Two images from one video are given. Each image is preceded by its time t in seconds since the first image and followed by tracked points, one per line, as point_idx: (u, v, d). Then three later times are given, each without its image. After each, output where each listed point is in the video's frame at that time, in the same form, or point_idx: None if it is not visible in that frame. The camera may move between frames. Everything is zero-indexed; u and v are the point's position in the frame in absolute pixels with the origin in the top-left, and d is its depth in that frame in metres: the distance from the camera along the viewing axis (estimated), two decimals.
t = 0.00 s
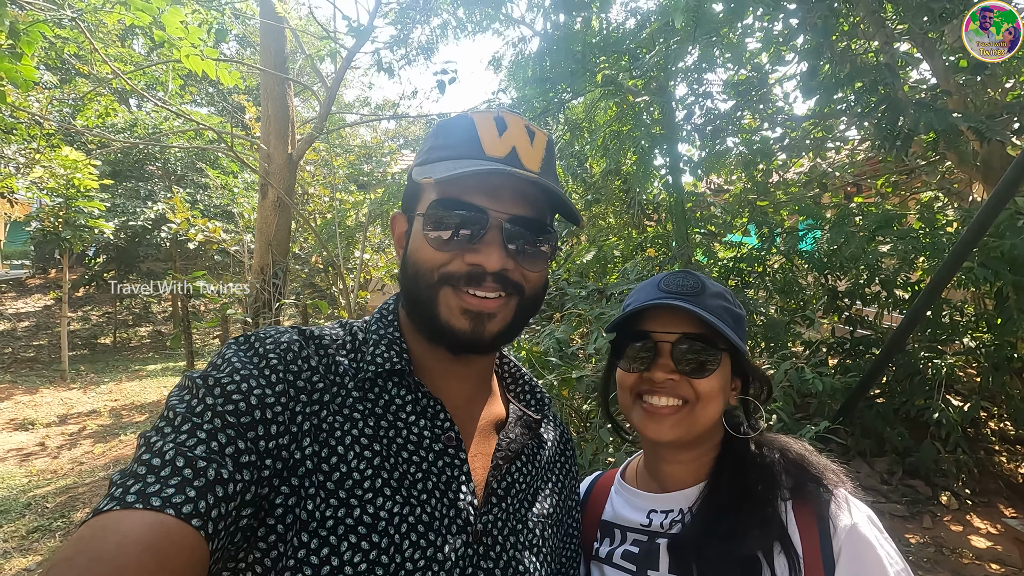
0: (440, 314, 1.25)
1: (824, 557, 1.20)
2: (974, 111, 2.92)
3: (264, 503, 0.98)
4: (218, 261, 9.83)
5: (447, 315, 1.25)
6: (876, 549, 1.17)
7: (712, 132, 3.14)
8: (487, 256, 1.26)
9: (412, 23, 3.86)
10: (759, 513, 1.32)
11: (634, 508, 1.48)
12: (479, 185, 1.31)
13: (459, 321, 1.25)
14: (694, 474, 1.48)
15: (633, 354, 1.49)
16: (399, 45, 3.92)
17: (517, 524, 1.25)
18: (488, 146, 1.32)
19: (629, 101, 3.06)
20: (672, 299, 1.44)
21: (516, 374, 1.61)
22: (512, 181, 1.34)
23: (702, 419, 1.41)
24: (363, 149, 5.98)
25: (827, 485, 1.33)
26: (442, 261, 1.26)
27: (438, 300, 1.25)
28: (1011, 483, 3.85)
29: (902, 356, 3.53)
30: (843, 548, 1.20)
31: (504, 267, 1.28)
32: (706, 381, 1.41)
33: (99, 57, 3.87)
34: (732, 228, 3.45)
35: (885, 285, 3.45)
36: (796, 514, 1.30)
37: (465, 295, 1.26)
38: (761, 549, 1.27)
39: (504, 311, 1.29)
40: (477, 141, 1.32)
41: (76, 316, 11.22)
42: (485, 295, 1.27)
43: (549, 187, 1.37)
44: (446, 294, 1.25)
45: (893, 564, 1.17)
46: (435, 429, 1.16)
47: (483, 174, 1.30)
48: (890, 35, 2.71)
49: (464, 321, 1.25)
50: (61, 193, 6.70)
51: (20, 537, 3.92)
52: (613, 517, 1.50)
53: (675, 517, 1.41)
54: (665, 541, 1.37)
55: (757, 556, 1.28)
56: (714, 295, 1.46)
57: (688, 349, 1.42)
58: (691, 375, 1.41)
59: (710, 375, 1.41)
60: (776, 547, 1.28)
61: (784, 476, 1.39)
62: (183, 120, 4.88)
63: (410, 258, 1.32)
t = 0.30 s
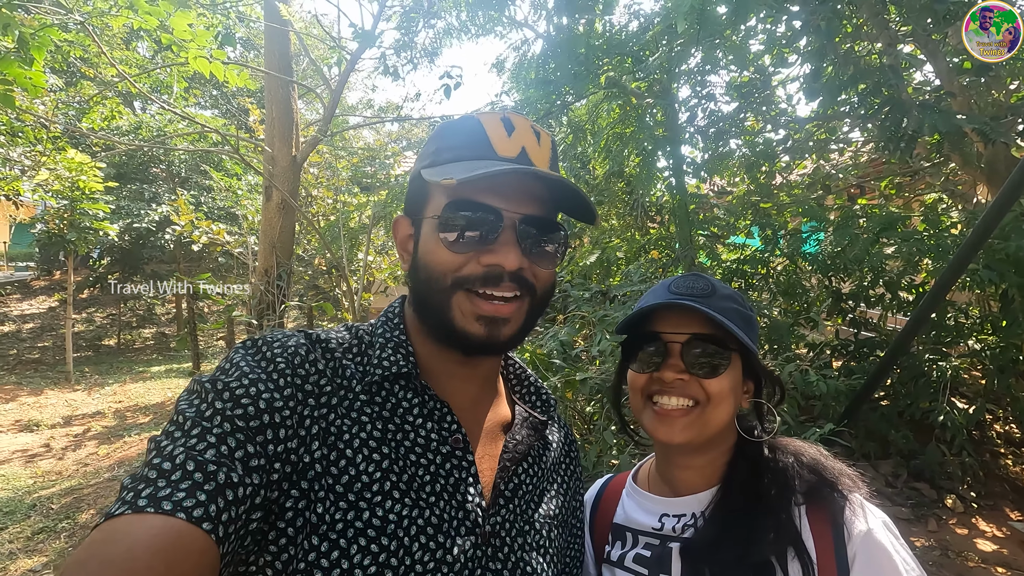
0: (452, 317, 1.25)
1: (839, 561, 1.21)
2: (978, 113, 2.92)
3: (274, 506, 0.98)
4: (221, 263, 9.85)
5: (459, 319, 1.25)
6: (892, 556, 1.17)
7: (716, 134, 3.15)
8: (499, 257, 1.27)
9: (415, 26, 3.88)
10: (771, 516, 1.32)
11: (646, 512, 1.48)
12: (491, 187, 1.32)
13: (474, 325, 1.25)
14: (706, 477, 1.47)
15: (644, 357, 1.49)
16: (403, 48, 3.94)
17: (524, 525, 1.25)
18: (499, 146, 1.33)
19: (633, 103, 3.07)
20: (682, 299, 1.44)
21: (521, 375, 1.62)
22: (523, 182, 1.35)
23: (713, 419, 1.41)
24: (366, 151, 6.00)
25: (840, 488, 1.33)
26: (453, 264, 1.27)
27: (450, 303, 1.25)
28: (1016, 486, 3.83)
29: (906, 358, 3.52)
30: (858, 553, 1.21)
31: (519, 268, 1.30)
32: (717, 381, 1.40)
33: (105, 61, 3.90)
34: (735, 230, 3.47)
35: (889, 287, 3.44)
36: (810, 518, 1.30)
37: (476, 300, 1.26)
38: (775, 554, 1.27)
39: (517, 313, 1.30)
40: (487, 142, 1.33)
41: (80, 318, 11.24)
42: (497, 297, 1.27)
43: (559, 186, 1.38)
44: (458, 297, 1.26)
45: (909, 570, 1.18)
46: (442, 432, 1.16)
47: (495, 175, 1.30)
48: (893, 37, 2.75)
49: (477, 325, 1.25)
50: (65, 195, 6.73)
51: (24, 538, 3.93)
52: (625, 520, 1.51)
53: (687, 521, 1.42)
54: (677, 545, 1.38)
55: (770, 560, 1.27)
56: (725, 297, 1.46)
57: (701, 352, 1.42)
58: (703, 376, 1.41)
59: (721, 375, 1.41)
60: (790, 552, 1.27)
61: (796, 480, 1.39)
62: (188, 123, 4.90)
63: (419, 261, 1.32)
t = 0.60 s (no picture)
0: (453, 321, 1.25)
1: (835, 566, 1.20)
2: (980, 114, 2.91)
3: (265, 511, 1.01)
4: (223, 265, 9.85)
5: (461, 324, 1.25)
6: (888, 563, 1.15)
7: (717, 135, 3.16)
8: (502, 258, 1.28)
9: (417, 28, 3.87)
10: (769, 520, 1.32)
11: (643, 521, 1.47)
12: (495, 189, 1.33)
13: (478, 331, 1.26)
14: (703, 480, 1.47)
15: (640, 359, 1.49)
16: (404, 51, 3.94)
17: (520, 528, 1.25)
18: (500, 149, 1.35)
19: (635, 105, 3.05)
20: (681, 293, 1.46)
21: (516, 378, 1.61)
22: (522, 184, 1.37)
23: (712, 413, 1.40)
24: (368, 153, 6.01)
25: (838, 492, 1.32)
26: (453, 265, 1.27)
27: (451, 306, 1.25)
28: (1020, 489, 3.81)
29: (909, 360, 3.50)
30: (853, 560, 1.19)
31: (523, 269, 1.31)
32: (715, 372, 1.41)
33: (107, 64, 3.91)
34: (737, 231, 3.46)
35: (892, 288, 3.45)
36: (807, 524, 1.29)
37: (480, 306, 1.26)
38: (772, 561, 1.26)
39: (519, 317, 1.30)
40: (488, 145, 1.35)
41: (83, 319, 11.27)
42: (500, 299, 1.28)
43: (556, 187, 1.41)
44: (460, 302, 1.26)
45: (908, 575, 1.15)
46: (437, 435, 1.16)
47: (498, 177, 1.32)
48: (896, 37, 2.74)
49: (482, 332, 1.26)
50: (68, 197, 6.75)
51: (27, 539, 3.94)
52: (621, 528, 1.50)
53: (685, 529, 1.41)
54: (674, 553, 1.37)
55: (767, 565, 1.26)
56: (720, 297, 1.47)
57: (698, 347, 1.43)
58: (701, 367, 1.41)
59: (720, 365, 1.41)
60: (787, 558, 1.27)
61: (792, 485, 1.39)
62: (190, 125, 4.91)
63: (417, 265, 1.32)
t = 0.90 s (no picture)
0: (446, 321, 1.25)
1: None
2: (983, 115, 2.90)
3: (255, 518, 1.02)
4: (226, 266, 9.86)
5: (454, 323, 1.25)
6: None
7: (719, 136, 3.16)
8: (497, 259, 1.28)
9: (419, 30, 3.88)
10: (762, 528, 1.33)
11: (638, 529, 1.47)
12: (488, 192, 1.34)
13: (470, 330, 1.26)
14: (699, 488, 1.46)
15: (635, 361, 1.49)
16: (406, 53, 3.95)
17: (515, 532, 1.26)
18: (493, 150, 1.36)
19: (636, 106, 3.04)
20: (676, 297, 1.45)
21: (508, 380, 1.63)
22: (515, 186, 1.37)
23: (707, 418, 1.39)
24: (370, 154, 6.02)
25: (837, 504, 1.30)
26: (446, 266, 1.27)
27: (444, 306, 1.26)
28: None
29: (912, 363, 3.49)
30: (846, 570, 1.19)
31: (517, 270, 1.31)
32: (712, 377, 1.40)
33: (110, 67, 3.93)
34: (739, 232, 3.44)
35: (895, 289, 3.43)
36: (800, 532, 1.29)
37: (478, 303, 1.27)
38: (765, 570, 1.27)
39: (513, 316, 1.30)
40: (481, 147, 1.36)
41: (86, 320, 11.31)
42: (496, 301, 1.28)
43: (548, 189, 1.41)
44: (455, 303, 1.26)
45: None
46: (431, 438, 1.19)
47: (490, 178, 1.33)
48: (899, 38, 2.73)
49: (474, 330, 1.26)
50: (71, 199, 6.77)
51: (30, 540, 3.95)
52: (616, 533, 1.50)
53: (680, 540, 1.40)
54: (668, 564, 1.37)
55: None
56: (719, 301, 1.47)
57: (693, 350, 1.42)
58: (698, 372, 1.40)
59: (717, 371, 1.41)
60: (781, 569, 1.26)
61: (788, 493, 1.38)
62: (193, 127, 4.92)
63: (410, 266, 1.33)
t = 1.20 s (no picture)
0: (446, 320, 1.26)
1: None
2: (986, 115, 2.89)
3: (255, 518, 1.02)
4: (228, 267, 9.88)
5: (455, 321, 1.25)
6: None
7: (720, 137, 3.16)
8: (496, 258, 1.29)
9: (421, 31, 3.89)
10: (760, 527, 1.32)
11: (633, 523, 1.48)
12: (487, 190, 1.35)
13: (469, 327, 1.26)
14: (696, 488, 1.48)
15: (633, 363, 1.49)
16: (408, 54, 3.96)
17: (515, 532, 1.26)
18: (492, 148, 1.36)
19: (638, 107, 3.03)
20: (674, 300, 1.44)
21: (509, 381, 1.64)
22: (513, 184, 1.38)
23: (708, 422, 1.41)
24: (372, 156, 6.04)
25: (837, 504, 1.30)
26: (445, 266, 1.27)
27: (443, 305, 1.26)
28: None
29: (915, 363, 3.49)
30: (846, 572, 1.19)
31: (516, 268, 1.31)
32: (713, 381, 1.41)
33: (113, 68, 3.94)
34: (741, 233, 3.44)
35: (897, 290, 3.40)
36: (800, 532, 1.28)
37: (472, 303, 1.27)
38: (760, 569, 1.26)
39: (513, 313, 1.31)
40: (480, 145, 1.36)
41: (89, 321, 11.34)
42: (491, 304, 1.28)
43: (547, 187, 1.42)
44: (453, 303, 1.26)
45: None
46: (431, 439, 1.19)
47: (487, 175, 1.33)
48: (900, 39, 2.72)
49: (474, 327, 1.26)
50: (75, 200, 6.80)
51: (33, 540, 3.96)
52: (612, 531, 1.51)
53: (672, 533, 1.42)
54: (661, 557, 1.38)
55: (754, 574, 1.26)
56: (717, 300, 1.46)
57: (693, 352, 1.42)
58: (698, 377, 1.41)
59: (717, 375, 1.41)
60: (777, 569, 1.25)
61: (788, 493, 1.37)
62: (196, 128, 4.94)
63: (410, 266, 1.33)
